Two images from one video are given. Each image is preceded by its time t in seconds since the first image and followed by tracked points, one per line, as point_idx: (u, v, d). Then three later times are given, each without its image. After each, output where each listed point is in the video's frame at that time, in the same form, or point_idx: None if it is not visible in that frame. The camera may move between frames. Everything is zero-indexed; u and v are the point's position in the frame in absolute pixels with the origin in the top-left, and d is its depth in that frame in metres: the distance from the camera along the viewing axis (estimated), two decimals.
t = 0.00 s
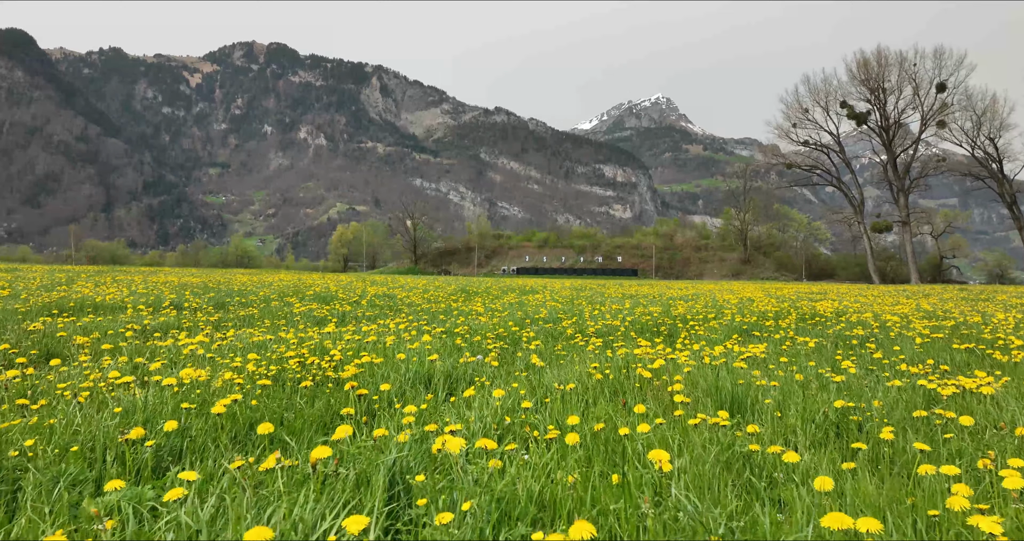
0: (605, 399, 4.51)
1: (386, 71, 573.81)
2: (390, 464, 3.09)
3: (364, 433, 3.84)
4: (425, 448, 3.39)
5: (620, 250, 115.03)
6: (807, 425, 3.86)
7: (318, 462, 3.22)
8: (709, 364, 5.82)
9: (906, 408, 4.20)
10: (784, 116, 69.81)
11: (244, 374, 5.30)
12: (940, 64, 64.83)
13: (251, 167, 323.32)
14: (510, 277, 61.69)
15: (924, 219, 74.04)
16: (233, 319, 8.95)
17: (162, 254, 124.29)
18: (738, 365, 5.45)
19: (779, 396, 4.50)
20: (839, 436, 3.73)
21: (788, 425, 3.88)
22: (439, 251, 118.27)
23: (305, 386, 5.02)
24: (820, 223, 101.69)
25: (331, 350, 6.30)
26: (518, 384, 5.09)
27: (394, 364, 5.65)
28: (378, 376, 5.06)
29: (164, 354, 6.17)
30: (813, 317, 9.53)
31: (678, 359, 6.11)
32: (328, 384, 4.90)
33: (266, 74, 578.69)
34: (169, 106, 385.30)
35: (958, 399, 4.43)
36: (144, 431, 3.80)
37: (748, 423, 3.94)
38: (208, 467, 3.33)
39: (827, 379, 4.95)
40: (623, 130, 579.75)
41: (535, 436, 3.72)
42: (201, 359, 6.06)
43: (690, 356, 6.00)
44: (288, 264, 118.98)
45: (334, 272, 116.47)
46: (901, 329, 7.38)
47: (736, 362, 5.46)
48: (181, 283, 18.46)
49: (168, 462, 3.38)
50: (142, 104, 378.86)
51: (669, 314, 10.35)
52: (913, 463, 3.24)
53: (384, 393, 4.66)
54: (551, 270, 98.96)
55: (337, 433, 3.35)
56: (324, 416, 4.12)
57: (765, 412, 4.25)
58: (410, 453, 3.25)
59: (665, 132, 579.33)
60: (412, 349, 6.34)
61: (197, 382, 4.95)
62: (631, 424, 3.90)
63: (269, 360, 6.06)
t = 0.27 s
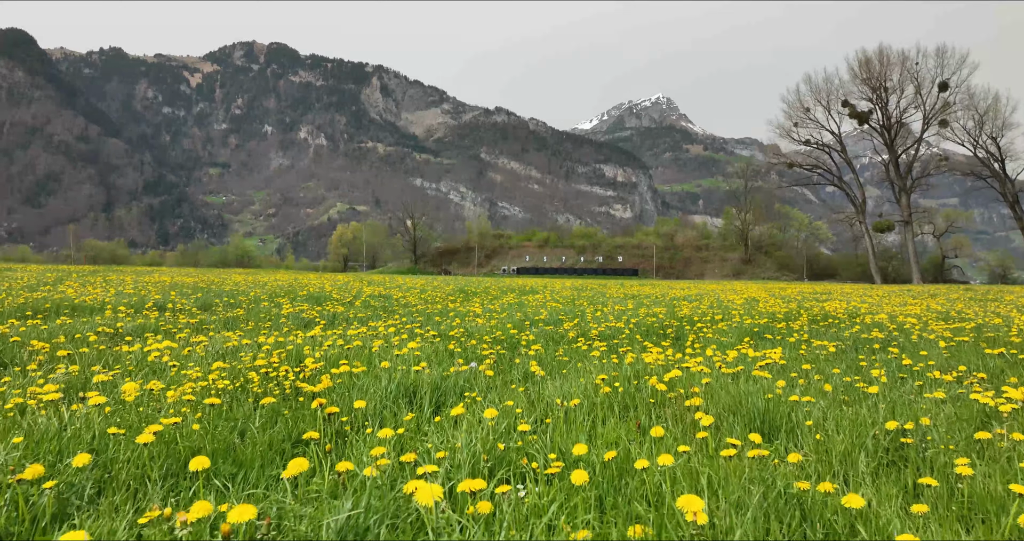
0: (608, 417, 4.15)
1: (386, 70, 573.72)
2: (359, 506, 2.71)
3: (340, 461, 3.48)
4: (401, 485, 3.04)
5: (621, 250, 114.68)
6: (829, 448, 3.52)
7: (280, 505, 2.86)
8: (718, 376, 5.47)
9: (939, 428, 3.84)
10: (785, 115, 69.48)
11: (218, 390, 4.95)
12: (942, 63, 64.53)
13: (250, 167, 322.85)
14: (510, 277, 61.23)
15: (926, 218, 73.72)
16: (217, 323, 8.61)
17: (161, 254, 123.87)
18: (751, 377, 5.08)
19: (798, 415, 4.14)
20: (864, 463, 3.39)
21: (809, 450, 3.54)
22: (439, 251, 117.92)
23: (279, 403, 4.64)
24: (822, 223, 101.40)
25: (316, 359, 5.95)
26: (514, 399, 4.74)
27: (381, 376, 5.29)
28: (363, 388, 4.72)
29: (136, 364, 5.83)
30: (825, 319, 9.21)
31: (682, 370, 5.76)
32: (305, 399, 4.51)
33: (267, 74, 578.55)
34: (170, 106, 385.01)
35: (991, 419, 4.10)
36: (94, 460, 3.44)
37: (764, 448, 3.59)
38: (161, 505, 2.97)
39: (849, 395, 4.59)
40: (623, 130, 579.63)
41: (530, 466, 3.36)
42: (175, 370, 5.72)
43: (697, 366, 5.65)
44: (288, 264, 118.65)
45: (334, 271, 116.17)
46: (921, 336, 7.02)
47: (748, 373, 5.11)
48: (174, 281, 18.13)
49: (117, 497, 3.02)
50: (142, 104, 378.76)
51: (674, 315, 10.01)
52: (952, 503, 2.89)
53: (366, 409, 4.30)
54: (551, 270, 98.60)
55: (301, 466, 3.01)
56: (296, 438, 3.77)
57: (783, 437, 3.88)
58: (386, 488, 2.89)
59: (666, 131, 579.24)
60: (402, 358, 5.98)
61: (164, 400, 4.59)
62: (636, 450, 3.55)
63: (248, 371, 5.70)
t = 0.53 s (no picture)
0: (608, 442, 3.69)
1: (387, 70, 573.85)
2: None
3: (298, 498, 2.97)
4: (369, 530, 2.55)
5: (621, 250, 114.36)
6: (867, 477, 3.03)
7: None
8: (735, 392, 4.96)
9: (998, 455, 3.36)
10: (786, 114, 69.09)
11: (171, 411, 4.38)
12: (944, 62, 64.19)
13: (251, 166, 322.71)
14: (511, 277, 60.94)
15: (928, 218, 73.35)
16: (192, 332, 8.09)
17: (161, 254, 123.67)
18: (767, 396, 4.54)
19: (834, 443, 3.61)
20: (923, 496, 2.84)
21: (847, 480, 3.02)
22: (439, 250, 117.61)
23: (240, 426, 4.13)
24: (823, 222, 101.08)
25: (285, 374, 5.38)
26: (507, 419, 4.23)
27: (363, 394, 4.78)
28: (333, 410, 4.16)
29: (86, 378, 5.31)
30: (843, 322, 8.71)
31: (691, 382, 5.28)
32: (265, 421, 4.00)
33: (267, 74, 578.54)
34: (170, 106, 384.79)
35: None
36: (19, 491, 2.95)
37: (789, 484, 3.10)
38: None
39: (885, 413, 4.08)
40: (623, 130, 579.65)
41: (515, 500, 2.86)
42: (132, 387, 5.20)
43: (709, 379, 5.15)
44: (287, 264, 118.35)
45: (334, 271, 115.86)
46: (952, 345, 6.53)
47: (761, 393, 4.57)
48: (159, 282, 17.71)
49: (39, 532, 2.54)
50: (143, 104, 378.66)
51: (684, 317, 9.57)
52: None
53: (333, 430, 3.81)
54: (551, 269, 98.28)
55: (227, 519, 2.49)
56: (240, 468, 3.25)
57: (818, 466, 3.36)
58: (335, 537, 2.37)
59: (666, 131, 579.25)
60: (385, 371, 5.50)
61: (107, 421, 4.09)
62: (641, 486, 3.07)
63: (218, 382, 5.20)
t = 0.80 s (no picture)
0: (609, 459, 3.29)
1: (387, 70, 573.83)
2: None
3: None
4: None
5: (622, 250, 113.94)
6: (906, 510, 2.61)
7: None
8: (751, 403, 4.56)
9: None
10: (787, 113, 68.68)
11: (129, 420, 4.02)
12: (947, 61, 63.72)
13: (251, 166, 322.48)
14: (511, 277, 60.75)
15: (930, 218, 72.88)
16: (172, 333, 7.70)
17: (161, 254, 123.50)
18: (788, 410, 4.12)
19: (867, 463, 3.18)
20: None
21: (891, 512, 2.58)
22: (438, 250, 117.19)
23: (202, 441, 3.73)
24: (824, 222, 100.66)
25: (258, 380, 4.96)
26: (499, 434, 3.85)
27: (343, 405, 4.39)
28: (298, 427, 3.67)
29: (45, 380, 4.94)
30: (861, 324, 8.28)
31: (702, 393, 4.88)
32: (224, 430, 3.59)
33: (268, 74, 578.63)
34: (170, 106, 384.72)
35: None
36: None
37: (817, 508, 2.70)
38: None
39: (918, 427, 3.69)
40: (624, 130, 579.71)
41: (496, 532, 2.46)
42: (92, 392, 4.83)
43: (719, 388, 4.78)
44: (287, 264, 117.95)
45: (333, 271, 115.53)
46: (982, 352, 6.09)
47: (784, 405, 4.15)
48: (150, 282, 17.41)
49: None
50: (143, 104, 378.59)
51: (692, 319, 9.16)
52: None
53: (295, 452, 3.32)
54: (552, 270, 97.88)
55: None
56: (182, 488, 2.85)
57: (850, 489, 2.95)
58: None
59: (666, 131, 579.30)
60: (369, 377, 5.10)
61: (53, 433, 3.72)
62: None
63: (187, 387, 4.82)
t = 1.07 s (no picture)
0: (611, 492, 2.90)
1: (387, 71, 573.72)
2: None
3: None
4: None
5: (623, 250, 113.46)
6: None
7: None
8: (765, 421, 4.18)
9: None
10: (789, 112, 68.36)
11: (71, 451, 3.53)
12: (949, 59, 63.38)
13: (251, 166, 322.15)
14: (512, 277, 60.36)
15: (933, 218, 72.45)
16: (147, 338, 7.32)
17: (161, 255, 123.09)
18: (813, 430, 3.71)
19: (906, 498, 2.79)
20: None
21: None
22: (438, 250, 116.76)
23: (154, 465, 3.36)
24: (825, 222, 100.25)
25: (228, 389, 4.59)
26: (488, 461, 3.45)
27: (317, 426, 3.97)
28: (273, 460, 3.19)
29: None
30: (881, 328, 7.86)
31: (713, 406, 4.47)
32: (178, 455, 3.23)
33: (268, 74, 578.80)
34: (171, 106, 384.25)
35: None
36: None
37: None
38: None
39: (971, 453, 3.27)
40: (624, 130, 579.61)
41: None
42: (51, 404, 4.43)
43: (732, 403, 4.37)
44: (287, 264, 117.55)
45: (333, 271, 115.14)
46: (1018, 360, 5.67)
47: (804, 426, 3.75)
48: (139, 282, 17.03)
49: None
50: (143, 105, 378.58)
51: (700, 322, 8.78)
52: None
53: (253, 499, 2.78)
54: (552, 270, 97.41)
55: None
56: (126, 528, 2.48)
57: (903, 532, 2.55)
58: None
59: (667, 131, 579.36)
60: (353, 389, 4.71)
61: None
62: None
63: (146, 399, 4.42)
